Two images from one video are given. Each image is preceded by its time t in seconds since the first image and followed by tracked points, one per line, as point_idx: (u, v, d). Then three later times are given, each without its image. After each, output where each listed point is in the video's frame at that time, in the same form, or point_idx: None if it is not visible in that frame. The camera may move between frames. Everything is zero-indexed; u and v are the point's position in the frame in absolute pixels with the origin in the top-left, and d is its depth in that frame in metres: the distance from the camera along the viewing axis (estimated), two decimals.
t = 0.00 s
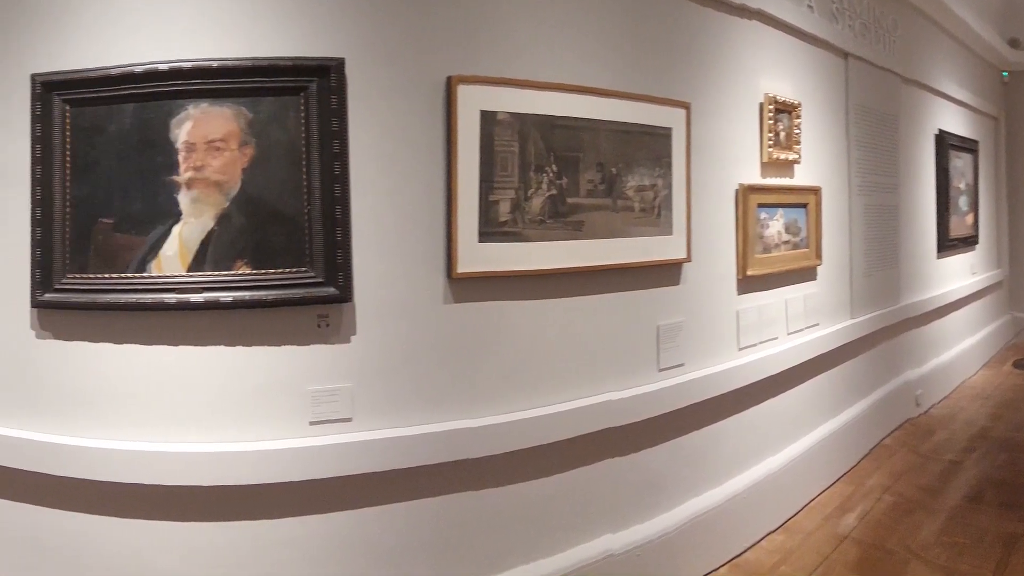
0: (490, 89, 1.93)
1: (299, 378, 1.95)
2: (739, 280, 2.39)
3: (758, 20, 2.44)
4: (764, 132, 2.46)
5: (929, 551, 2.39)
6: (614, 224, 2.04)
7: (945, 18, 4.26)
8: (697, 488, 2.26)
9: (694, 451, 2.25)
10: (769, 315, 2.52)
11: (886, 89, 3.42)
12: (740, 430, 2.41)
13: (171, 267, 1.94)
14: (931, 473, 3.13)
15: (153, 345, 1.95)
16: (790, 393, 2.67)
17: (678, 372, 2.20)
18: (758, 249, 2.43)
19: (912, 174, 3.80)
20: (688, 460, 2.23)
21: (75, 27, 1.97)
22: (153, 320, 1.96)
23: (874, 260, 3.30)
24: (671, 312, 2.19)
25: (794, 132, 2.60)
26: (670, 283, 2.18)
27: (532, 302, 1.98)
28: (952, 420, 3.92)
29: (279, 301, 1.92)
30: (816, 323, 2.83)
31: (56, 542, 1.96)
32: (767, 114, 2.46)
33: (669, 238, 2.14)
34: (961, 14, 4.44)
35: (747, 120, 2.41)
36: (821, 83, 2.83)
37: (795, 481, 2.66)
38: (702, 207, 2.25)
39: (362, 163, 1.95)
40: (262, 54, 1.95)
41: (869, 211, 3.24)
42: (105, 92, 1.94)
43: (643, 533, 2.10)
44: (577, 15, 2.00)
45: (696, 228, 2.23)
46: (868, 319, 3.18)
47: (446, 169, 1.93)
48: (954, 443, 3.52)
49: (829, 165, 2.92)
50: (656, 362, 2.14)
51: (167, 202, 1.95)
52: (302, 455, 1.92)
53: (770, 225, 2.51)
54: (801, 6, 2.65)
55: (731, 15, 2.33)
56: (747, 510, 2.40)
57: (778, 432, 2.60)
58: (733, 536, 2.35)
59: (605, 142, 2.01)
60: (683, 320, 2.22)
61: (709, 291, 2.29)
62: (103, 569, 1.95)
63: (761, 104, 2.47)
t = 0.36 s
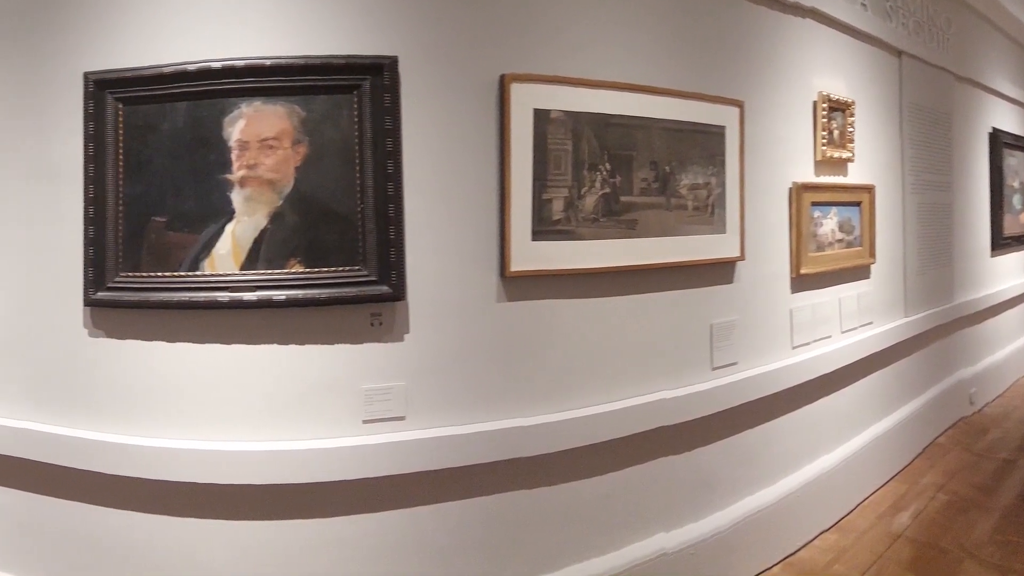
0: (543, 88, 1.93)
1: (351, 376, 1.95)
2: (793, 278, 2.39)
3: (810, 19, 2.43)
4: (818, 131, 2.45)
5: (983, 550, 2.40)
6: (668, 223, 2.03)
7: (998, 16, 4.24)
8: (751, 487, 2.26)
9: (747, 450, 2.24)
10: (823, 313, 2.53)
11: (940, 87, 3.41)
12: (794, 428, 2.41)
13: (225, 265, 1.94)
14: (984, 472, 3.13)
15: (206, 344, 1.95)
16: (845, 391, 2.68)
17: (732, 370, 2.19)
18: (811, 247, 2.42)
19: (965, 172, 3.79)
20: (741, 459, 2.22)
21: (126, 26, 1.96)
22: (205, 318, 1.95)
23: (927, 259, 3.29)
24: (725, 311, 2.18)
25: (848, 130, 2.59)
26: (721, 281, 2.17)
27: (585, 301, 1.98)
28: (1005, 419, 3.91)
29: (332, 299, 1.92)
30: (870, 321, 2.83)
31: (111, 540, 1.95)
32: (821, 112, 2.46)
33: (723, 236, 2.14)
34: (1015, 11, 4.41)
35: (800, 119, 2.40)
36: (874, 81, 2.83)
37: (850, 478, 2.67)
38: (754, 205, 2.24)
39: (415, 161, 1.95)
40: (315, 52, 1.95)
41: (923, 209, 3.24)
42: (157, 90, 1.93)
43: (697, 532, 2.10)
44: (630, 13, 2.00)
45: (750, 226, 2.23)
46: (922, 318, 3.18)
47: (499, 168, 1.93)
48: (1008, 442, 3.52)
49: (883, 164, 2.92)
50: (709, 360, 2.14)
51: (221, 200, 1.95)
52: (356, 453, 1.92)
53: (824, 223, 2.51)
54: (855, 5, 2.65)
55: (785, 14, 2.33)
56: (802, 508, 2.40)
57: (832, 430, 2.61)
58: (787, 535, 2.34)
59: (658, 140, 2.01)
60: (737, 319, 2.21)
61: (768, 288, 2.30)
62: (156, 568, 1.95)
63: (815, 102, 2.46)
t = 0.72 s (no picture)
0: (596, 85, 1.93)
1: (404, 375, 1.95)
2: (846, 276, 2.38)
3: (864, 17, 2.43)
4: (871, 129, 2.45)
5: None
6: (722, 221, 2.03)
7: None
8: (804, 486, 2.26)
9: (801, 448, 2.24)
10: (877, 311, 2.53)
11: (993, 85, 3.40)
12: (848, 427, 2.41)
13: (278, 263, 1.94)
14: None
15: (259, 342, 1.95)
16: (899, 389, 2.68)
17: (786, 369, 2.19)
18: (865, 246, 2.42)
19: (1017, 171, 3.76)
20: (793, 458, 2.22)
21: (177, 23, 1.95)
22: (258, 317, 1.95)
23: (978, 257, 3.28)
24: (778, 309, 2.18)
25: (901, 128, 2.59)
26: (771, 280, 2.16)
27: (638, 299, 1.98)
28: None
29: (384, 297, 1.91)
30: (923, 320, 2.83)
31: (164, 539, 1.95)
32: (874, 110, 2.45)
33: (776, 234, 2.14)
34: None
35: (854, 117, 2.40)
36: (928, 79, 2.83)
37: (905, 476, 2.68)
38: (807, 203, 2.24)
39: (468, 159, 1.95)
40: (368, 50, 1.95)
41: (976, 207, 3.23)
42: (211, 88, 1.93)
43: (749, 531, 2.09)
44: (682, 11, 2.00)
45: (803, 224, 2.23)
46: (976, 316, 3.18)
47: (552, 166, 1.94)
48: None
49: (936, 163, 2.92)
50: (763, 359, 2.14)
51: (274, 199, 1.95)
52: (410, 452, 1.91)
53: (878, 221, 2.50)
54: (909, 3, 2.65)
55: (838, 12, 2.32)
56: (857, 506, 2.41)
57: (886, 428, 2.61)
58: (840, 534, 2.34)
59: (712, 138, 2.01)
60: (790, 318, 2.21)
61: (821, 288, 2.29)
62: (210, 567, 1.95)
63: (869, 101, 2.46)
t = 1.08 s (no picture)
0: (650, 84, 1.93)
1: (458, 373, 1.95)
2: (900, 275, 2.38)
3: (918, 15, 2.43)
4: (926, 127, 2.45)
5: None
6: (775, 219, 2.03)
7: None
8: (858, 485, 2.26)
9: (855, 447, 2.24)
10: (931, 309, 2.53)
11: None
12: (902, 425, 2.41)
13: (331, 262, 1.94)
14: None
15: (312, 341, 1.95)
16: (953, 388, 2.68)
17: (840, 367, 2.20)
18: (919, 244, 2.42)
19: None
20: (847, 457, 2.22)
21: (230, 22, 1.95)
22: (312, 315, 1.95)
23: None
24: (832, 308, 2.18)
25: (955, 126, 2.58)
26: (821, 279, 2.15)
27: (691, 297, 1.98)
28: None
29: (438, 296, 1.91)
30: (975, 319, 2.83)
31: (217, 537, 1.95)
32: (929, 109, 2.45)
33: (830, 233, 2.14)
34: None
35: (909, 116, 2.39)
36: (981, 78, 2.82)
37: (959, 475, 2.68)
38: (861, 202, 2.24)
39: (521, 158, 1.95)
40: (421, 48, 1.94)
41: None
42: (264, 86, 1.93)
43: (803, 530, 2.10)
44: (736, 10, 1.99)
45: (858, 223, 2.23)
46: None
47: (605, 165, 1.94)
48: None
49: (989, 161, 2.91)
50: (817, 357, 2.14)
51: (327, 197, 1.95)
52: (465, 450, 1.91)
53: (932, 220, 2.50)
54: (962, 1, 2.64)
55: (892, 10, 2.32)
56: (912, 505, 2.41)
57: (940, 427, 2.61)
58: (895, 532, 2.35)
59: (765, 137, 2.01)
60: (844, 316, 2.21)
61: (877, 285, 2.30)
62: (267, 566, 1.95)
63: (923, 99, 2.45)
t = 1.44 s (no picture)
0: (702, 82, 1.93)
1: (511, 372, 1.94)
2: (953, 274, 2.38)
3: (972, 13, 2.42)
4: (979, 125, 2.44)
5: None
6: (829, 217, 2.03)
7: None
8: (911, 484, 2.26)
9: (908, 446, 2.24)
10: (984, 308, 2.52)
11: None
12: (955, 425, 2.41)
13: (384, 260, 1.94)
14: None
15: (365, 339, 1.95)
16: (1005, 387, 2.67)
17: (893, 366, 2.19)
18: (972, 243, 2.41)
19: None
20: (900, 455, 2.22)
21: (284, 19, 1.95)
22: (365, 314, 1.95)
23: None
24: (886, 307, 2.18)
25: (1008, 125, 2.58)
26: (874, 277, 2.15)
27: (745, 296, 1.97)
28: None
29: (492, 294, 1.91)
30: None
31: (271, 536, 1.94)
32: (982, 107, 2.44)
33: (884, 231, 2.13)
34: None
35: (962, 114, 2.39)
36: None
37: (1012, 474, 2.67)
38: (914, 200, 2.24)
39: (574, 156, 1.95)
40: (475, 46, 1.94)
41: None
42: (317, 85, 1.93)
43: (855, 528, 2.10)
44: (791, 8, 1.99)
45: (912, 221, 2.23)
46: None
47: (659, 163, 1.94)
48: None
49: None
50: (870, 356, 2.14)
51: (380, 195, 1.94)
52: (519, 449, 1.91)
53: (986, 218, 2.49)
54: None
55: (946, 8, 2.32)
56: (965, 504, 2.41)
57: (993, 426, 2.60)
58: (948, 531, 2.34)
59: (819, 135, 2.01)
60: (898, 315, 2.21)
61: (931, 282, 2.30)
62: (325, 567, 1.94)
63: (976, 97, 2.45)
